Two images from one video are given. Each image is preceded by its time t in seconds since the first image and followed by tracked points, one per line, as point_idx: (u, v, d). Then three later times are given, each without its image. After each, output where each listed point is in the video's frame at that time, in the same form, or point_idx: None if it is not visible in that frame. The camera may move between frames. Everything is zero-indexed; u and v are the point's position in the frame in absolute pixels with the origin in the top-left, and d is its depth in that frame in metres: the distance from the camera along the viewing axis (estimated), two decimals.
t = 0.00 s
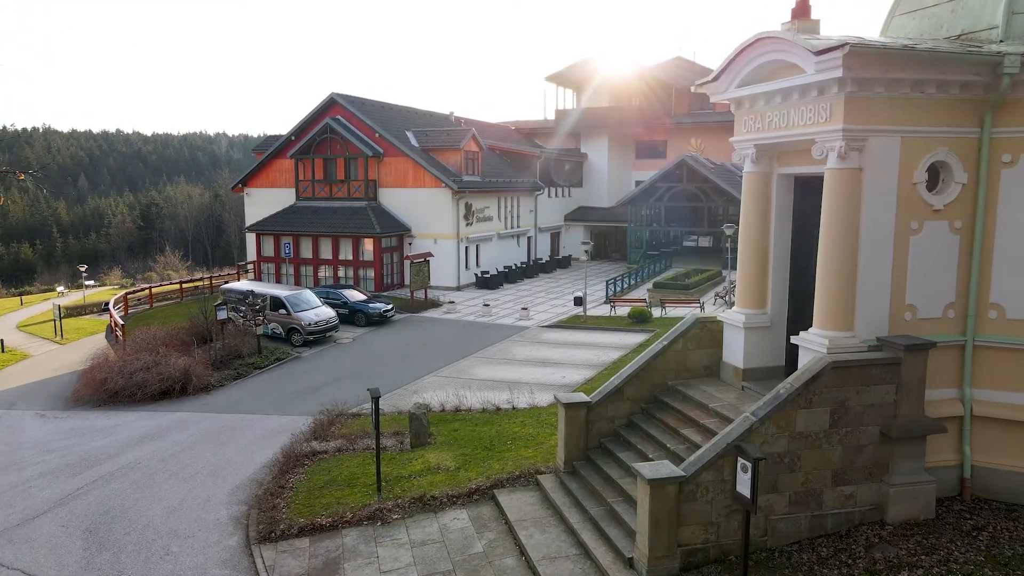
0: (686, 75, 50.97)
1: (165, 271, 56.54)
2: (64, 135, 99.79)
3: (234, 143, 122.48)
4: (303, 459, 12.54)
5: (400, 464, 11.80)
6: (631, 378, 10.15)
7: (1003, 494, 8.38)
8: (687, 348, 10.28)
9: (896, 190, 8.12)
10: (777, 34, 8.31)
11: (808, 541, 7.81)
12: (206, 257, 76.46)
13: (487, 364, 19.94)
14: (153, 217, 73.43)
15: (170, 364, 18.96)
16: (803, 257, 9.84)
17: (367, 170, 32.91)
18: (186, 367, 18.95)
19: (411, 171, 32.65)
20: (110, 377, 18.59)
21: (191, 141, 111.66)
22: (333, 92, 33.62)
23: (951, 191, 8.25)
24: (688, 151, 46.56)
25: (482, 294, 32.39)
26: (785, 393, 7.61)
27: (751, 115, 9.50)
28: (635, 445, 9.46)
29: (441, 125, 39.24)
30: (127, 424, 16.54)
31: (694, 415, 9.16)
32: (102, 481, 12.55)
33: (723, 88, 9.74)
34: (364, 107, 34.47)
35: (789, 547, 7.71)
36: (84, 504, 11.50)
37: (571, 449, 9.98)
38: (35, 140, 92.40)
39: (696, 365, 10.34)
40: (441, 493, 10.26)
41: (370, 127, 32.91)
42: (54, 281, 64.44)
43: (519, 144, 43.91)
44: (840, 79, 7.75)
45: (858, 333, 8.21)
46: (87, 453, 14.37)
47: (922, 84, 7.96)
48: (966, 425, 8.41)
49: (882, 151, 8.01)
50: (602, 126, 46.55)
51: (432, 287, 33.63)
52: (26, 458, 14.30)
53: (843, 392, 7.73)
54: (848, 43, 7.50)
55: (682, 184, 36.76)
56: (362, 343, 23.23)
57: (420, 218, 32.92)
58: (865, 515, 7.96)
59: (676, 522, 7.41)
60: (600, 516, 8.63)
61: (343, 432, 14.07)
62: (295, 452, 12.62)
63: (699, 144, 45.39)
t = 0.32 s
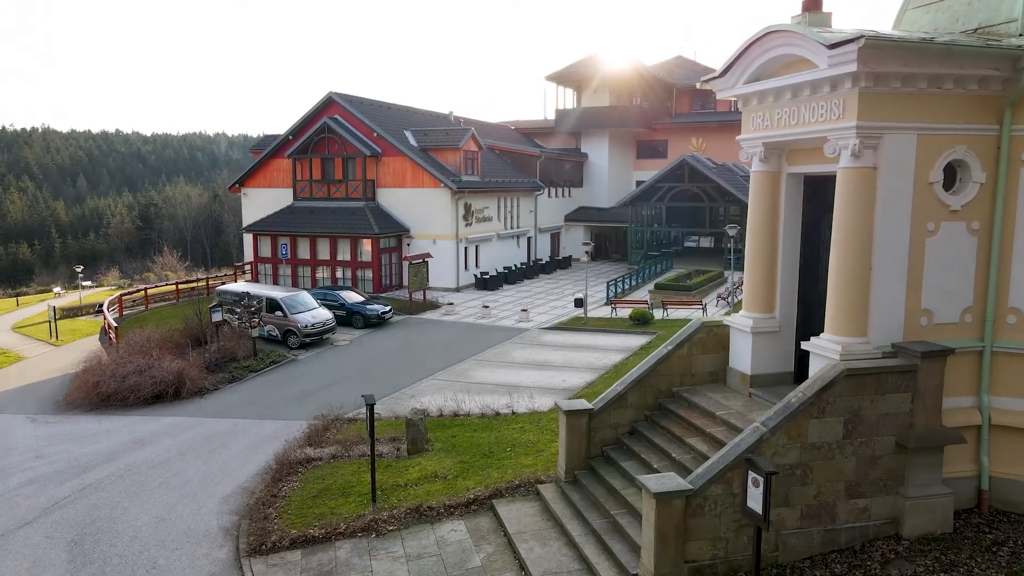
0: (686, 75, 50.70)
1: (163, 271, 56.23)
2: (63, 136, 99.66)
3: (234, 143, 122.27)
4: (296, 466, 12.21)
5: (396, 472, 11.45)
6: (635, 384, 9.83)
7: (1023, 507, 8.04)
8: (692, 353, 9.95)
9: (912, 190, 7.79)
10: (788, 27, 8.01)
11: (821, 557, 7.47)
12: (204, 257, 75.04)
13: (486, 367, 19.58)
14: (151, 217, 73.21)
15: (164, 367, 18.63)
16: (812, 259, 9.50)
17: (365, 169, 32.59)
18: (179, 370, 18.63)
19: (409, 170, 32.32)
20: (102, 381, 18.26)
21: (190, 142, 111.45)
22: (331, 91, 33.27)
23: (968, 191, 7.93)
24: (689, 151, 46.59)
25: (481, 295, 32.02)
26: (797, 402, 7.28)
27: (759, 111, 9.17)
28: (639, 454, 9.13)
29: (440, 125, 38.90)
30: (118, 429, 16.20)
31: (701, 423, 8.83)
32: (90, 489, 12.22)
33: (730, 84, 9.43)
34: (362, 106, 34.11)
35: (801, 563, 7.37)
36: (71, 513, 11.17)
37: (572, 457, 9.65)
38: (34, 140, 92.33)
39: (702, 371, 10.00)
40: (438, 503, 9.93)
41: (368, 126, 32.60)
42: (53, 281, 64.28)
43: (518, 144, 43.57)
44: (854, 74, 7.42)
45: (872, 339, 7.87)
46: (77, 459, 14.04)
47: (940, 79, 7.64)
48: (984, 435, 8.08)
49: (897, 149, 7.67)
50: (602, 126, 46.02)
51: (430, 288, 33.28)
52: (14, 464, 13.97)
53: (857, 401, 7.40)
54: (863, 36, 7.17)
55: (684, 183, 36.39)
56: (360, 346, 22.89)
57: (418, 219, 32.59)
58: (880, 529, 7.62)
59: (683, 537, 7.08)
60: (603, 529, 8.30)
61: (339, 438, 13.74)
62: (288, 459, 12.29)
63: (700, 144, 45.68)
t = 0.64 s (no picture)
0: (686, 74, 50.49)
1: (161, 272, 55.90)
2: (63, 136, 99.48)
3: (234, 143, 122.01)
4: (290, 473, 11.90)
5: (392, 481, 11.13)
6: (638, 392, 9.49)
7: None
8: (698, 358, 9.61)
9: (929, 191, 7.45)
10: (800, 20, 7.67)
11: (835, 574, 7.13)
12: (203, 257, 73.97)
13: (485, 371, 19.25)
14: (151, 217, 72.94)
15: (157, 371, 18.30)
16: (822, 261, 9.15)
17: (363, 169, 32.26)
18: (173, 373, 18.29)
19: (408, 171, 32.00)
20: (94, 385, 17.92)
21: (190, 142, 111.31)
22: (329, 90, 32.91)
23: (988, 191, 7.60)
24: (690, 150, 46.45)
25: (480, 297, 31.68)
26: (809, 412, 6.95)
27: (768, 109, 8.82)
28: (643, 464, 8.80)
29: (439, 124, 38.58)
30: (110, 434, 15.86)
31: (708, 433, 8.50)
32: (78, 497, 11.89)
33: (738, 80, 9.11)
34: (360, 105, 33.76)
35: None
36: (57, 524, 10.83)
37: (574, 467, 9.32)
38: (33, 140, 92.13)
39: (708, 377, 9.67)
40: (435, 514, 9.60)
41: (366, 126, 32.27)
42: (51, 282, 64.04)
43: (518, 143, 43.25)
44: (870, 69, 7.08)
45: (887, 346, 7.54)
46: (66, 466, 13.70)
47: (959, 74, 7.32)
48: (1003, 445, 7.74)
49: (915, 147, 7.34)
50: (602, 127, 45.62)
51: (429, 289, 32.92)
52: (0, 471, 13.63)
53: (873, 411, 7.07)
54: (880, 28, 6.83)
55: (685, 183, 36.01)
56: (357, 348, 22.54)
57: (417, 220, 32.27)
58: (895, 544, 7.30)
59: (691, 554, 6.74)
60: (607, 543, 7.96)
61: (334, 444, 13.42)
62: (282, 467, 11.96)
63: (701, 144, 45.63)
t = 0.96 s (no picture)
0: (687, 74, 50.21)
1: (159, 273, 55.60)
2: (62, 136, 99.19)
3: (234, 144, 121.76)
4: (284, 481, 11.58)
5: (388, 490, 10.79)
6: (642, 399, 9.16)
7: None
8: (704, 364, 9.28)
9: (949, 191, 7.13)
10: (813, 12, 7.36)
11: None
12: (202, 258, 73.84)
13: (484, 374, 18.90)
14: (150, 218, 72.68)
15: (150, 374, 17.97)
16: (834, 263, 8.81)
17: (362, 169, 31.93)
18: (166, 377, 17.97)
19: (406, 170, 31.66)
20: (86, 388, 17.59)
21: (190, 142, 111.11)
22: (326, 89, 32.58)
23: (1009, 191, 7.28)
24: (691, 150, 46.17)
25: (480, 298, 31.33)
26: (824, 422, 6.61)
27: (778, 105, 8.48)
28: (648, 474, 8.47)
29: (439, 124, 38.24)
30: (101, 439, 15.53)
31: (715, 443, 8.17)
32: (66, 506, 11.56)
33: (746, 76, 8.77)
34: (358, 104, 33.43)
35: None
36: (42, 534, 10.51)
37: (576, 477, 8.98)
38: (33, 140, 91.88)
39: (714, 384, 9.34)
40: (432, 525, 9.26)
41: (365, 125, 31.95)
42: (49, 283, 63.69)
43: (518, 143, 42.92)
44: (888, 62, 6.74)
45: (904, 352, 7.21)
46: (55, 473, 13.37)
47: (980, 68, 7.00)
48: None
49: (934, 144, 7.02)
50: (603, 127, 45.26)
51: (427, 290, 32.56)
52: None
53: (891, 421, 6.74)
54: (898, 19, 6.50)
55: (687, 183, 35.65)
56: (355, 351, 22.21)
57: (416, 220, 31.93)
58: (914, 560, 6.97)
59: (700, 572, 6.40)
60: (610, 558, 7.62)
61: (329, 451, 13.09)
62: (275, 475, 11.63)
63: (703, 143, 45.36)
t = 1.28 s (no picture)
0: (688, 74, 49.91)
1: (158, 274, 55.26)
2: (61, 135, 98.89)
3: (234, 144, 121.49)
4: (277, 489, 11.25)
5: (384, 500, 10.45)
6: (647, 406, 8.82)
7: None
8: (711, 370, 8.94)
9: (970, 191, 6.79)
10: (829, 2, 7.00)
11: None
12: (202, 258, 73.47)
13: (483, 377, 18.55)
14: (149, 217, 72.38)
15: (143, 378, 17.64)
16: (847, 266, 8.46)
17: (360, 169, 31.56)
18: (160, 381, 17.63)
19: (405, 170, 31.31)
20: (77, 392, 17.25)
21: (190, 142, 110.85)
22: (324, 88, 32.24)
23: None
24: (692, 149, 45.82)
25: (479, 299, 30.98)
26: (841, 435, 6.28)
27: (789, 101, 8.14)
28: (653, 487, 8.12)
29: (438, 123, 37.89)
30: (92, 444, 15.20)
31: (724, 454, 7.82)
32: (52, 515, 11.23)
33: (756, 71, 8.43)
34: (357, 104, 33.07)
35: None
36: (27, 545, 10.18)
37: (578, 487, 8.63)
38: (32, 140, 91.60)
39: (721, 391, 9.00)
40: (429, 538, 8.91)
41: (363, 125, 31.59)
42: (48, 284, 63.35)
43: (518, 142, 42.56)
44: (908, 55, 6.40)
45: (923, 360, 6.87)
46: (43, 480, 13.05)
47: (1004, 62, 6.66)
48: None
49: (955, 141, 6.67)
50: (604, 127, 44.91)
51: (426, 291, 32.22)
52: None
53: (910, 432, 6.41)
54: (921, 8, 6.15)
55: (689, 183, 35.30)
56: (352, 353, 21.87)
57: (415, 221, 31.60)
58: None
59: None
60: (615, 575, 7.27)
61: (324, 458, 12.74)
62: (268, 484, 11.29)
63: (704, 142, 45.04)
